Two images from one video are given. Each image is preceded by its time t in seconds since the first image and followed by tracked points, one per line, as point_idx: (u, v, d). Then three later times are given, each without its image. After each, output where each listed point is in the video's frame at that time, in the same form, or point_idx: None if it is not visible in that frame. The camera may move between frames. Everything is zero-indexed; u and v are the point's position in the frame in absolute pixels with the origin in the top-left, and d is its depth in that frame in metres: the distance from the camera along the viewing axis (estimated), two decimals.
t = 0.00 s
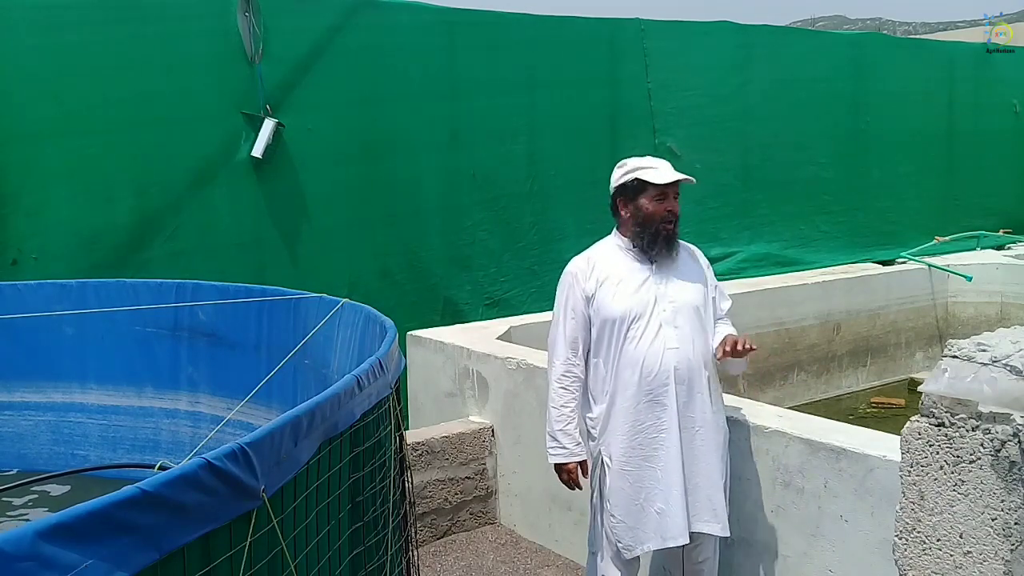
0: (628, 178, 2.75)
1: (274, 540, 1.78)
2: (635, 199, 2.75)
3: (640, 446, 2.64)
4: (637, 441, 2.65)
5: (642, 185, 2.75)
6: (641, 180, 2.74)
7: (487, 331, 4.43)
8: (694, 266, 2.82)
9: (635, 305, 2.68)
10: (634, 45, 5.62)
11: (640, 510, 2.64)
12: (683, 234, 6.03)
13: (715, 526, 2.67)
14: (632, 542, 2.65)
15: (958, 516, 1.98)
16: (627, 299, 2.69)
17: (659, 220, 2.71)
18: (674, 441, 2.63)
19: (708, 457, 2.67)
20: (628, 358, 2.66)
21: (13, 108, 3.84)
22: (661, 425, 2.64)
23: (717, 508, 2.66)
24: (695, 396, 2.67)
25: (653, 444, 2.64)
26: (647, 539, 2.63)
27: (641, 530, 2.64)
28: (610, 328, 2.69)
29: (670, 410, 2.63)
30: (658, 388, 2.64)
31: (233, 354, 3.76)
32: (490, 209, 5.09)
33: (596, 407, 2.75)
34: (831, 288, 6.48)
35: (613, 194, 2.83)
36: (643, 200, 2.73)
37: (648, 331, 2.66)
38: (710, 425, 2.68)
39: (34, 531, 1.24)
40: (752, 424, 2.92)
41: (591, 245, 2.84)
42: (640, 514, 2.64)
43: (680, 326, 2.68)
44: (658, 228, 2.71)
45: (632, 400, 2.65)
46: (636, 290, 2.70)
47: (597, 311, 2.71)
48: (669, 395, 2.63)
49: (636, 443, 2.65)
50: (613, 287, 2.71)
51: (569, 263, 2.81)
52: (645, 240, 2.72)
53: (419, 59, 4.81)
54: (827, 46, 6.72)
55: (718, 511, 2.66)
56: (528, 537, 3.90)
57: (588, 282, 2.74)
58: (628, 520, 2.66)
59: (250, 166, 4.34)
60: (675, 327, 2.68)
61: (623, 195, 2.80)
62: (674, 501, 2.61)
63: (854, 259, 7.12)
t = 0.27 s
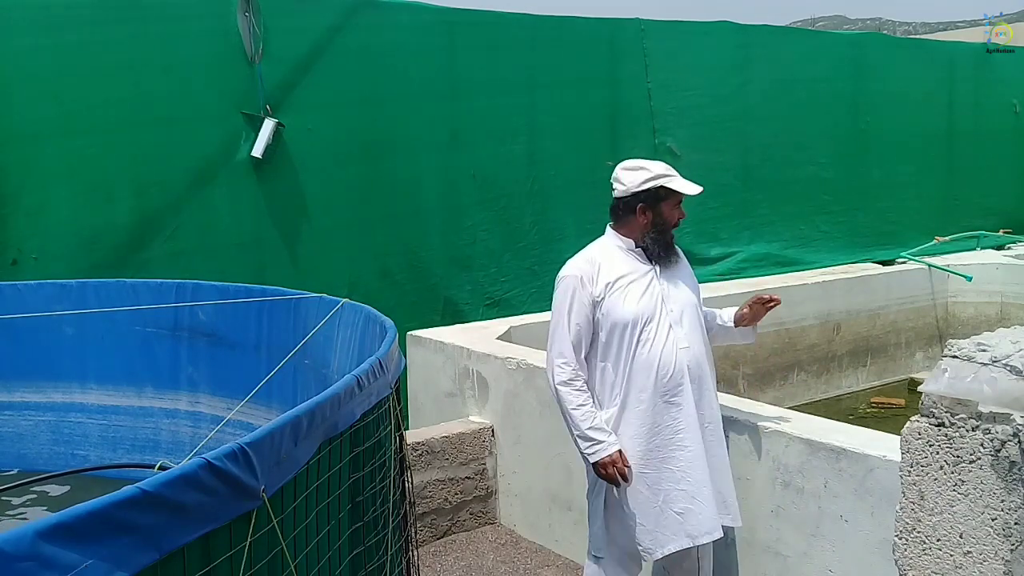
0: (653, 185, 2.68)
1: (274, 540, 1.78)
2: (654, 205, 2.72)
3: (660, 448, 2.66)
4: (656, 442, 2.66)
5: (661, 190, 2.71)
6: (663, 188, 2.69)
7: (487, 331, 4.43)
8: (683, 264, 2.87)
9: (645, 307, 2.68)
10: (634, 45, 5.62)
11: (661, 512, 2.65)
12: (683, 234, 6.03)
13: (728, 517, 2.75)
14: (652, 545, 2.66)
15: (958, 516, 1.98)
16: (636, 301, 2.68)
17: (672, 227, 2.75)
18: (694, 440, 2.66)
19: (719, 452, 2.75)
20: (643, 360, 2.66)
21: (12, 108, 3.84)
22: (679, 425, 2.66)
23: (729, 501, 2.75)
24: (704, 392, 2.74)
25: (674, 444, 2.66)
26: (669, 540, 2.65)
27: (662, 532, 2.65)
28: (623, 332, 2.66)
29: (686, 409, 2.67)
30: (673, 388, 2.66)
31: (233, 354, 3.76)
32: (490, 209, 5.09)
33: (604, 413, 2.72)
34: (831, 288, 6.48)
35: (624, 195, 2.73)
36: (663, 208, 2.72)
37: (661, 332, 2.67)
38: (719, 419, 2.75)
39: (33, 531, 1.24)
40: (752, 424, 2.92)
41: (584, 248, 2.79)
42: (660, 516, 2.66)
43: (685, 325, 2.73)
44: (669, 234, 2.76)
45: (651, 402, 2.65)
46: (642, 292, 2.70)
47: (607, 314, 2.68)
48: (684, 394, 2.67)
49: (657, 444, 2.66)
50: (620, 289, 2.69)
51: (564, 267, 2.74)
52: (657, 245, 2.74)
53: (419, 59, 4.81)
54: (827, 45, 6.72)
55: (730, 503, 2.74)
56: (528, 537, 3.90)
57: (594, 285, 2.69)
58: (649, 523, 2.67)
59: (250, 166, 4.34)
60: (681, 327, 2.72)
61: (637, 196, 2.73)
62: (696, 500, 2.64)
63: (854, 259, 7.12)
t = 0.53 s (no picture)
0: (647, 186, 2.66)
1: (274, 540, 1.78)
2: (649, 206, 2.71)
3: (661, 448, 2.65)
4: (658, 442, 2.65)
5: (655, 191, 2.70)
6: (658, 189, 2.68)
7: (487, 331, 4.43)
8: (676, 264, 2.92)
9: (647, 306, 2.72)
10: (634, 45, 5.62)
11: (657, 510, 2.65)
12: (683, 234, 6.03)
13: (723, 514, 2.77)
14: (648, 544, 2.65)
15: (958, 516, 1.98)
16: (638, 300, 2.71)
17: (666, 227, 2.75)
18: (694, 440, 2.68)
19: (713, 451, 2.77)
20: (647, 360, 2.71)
21: (12, 108, 3.84)
22: (680, 425, 2.67)
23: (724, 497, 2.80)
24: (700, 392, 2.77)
25: (672, 444, 2.66)
26: (664, 538, 2.65)
27: (657, 531, 2.65)
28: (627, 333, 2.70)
29: (688, 409, 2.68)
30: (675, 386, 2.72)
31: (233, 354, 3.76)
32: (490, 209, 5.09)
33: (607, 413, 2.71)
34: (831, 288, 6.48)
35: (619, 196, 2.72)
36: (658, 208, 2.71)
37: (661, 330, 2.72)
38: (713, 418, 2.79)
39: (34, 531, 1.24)
40: (752, 424, 2.93)
41: (582, 248, 2.80)
42: (657, 514, 2.65)
43: (683, 325, 2.79)
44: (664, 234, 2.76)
45: (652, 400, 2.65)
46: (644, 291, 2.73)
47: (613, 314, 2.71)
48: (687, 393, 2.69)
49: (657, 443, 2.65)
50: (625, 287, 2.71)
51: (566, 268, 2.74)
52: (652, 245, 2.75)
53: (419, 59, 4.81)
54: (827, 45, 6.72)
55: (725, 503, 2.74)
56: (528, 537, 3.90)
57: (603, 283, 2.69)
58: (645, 523, 2.65)
59: (250, 166, 4.34)
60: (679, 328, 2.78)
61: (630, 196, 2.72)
62: (694, 497, 2.66)
63: (854, 259, 7.12)
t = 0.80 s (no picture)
0: (629, 182, 2.68)
1: (274, 540, 1.78)
2: (633, 202, 2.72)
3: (660, 445, 2.66)
4: (657, 439, 2.65)
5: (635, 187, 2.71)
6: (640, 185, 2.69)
7: (486, 331, 4.43)
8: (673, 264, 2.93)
9: (649, 304, 2.75)
10: (634, 45, 5.62)
11: (655, 509, 2.64)
12: (683, 234, 6.03)
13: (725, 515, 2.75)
14: (646, 544, 2.64)
15: (958, 516, 1.98)
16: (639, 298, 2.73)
17: (651, 225, 2.71)
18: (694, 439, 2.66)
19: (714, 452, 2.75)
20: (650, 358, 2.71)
21: (12, 108, 3.84)
22: (679, 423, 2.67)
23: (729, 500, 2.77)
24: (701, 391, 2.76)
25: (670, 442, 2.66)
26: (661, 538, 2.64)
27: (656, 530, 2.64)
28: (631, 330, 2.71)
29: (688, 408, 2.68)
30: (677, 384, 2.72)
31: (233, 354, 3.76)
32: (490, 209, 5.09)
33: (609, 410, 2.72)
34: (831, 288, 6.48)
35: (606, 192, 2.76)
36: (641, 205, 2.71)
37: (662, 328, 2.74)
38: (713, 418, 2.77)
39: (33, 531, 1.24)
40: (752, 424, 2.93)
41: (582, 248, 2.80)
42: (655, 514, 2.64)
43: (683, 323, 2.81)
44: (650, 232, 2.72)
45: (652, 397, 2.66)
46: (644, 289, 2.75)
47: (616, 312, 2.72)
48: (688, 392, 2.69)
49: (655, 440, 2.66)
50: (628, 285, 2.73)
51: (569, 268, 2.74)
52: (638, 243, 2.73)
53: (419, 59, 4.81)
54: (827, 45, 6.72)
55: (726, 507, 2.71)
56: (528, 537, 3.90)
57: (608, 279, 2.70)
58: (644, 522, 2.64)
59: (250, 166, 4.34)
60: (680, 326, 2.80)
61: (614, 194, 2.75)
62: (692, 498, 2.64)
63: (854, 259, 7.12)
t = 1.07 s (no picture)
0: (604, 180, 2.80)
1: (274, 540, 1.78)
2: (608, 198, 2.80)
3: (654, 446, 2.65)
4: (651, 440, 2.65)
5: (615, 189, 2.79)
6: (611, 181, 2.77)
7: (486, 331, 4.43)
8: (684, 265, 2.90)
9: (648, 302, 2.73)
10: (634, 45, 5.62)
11: (648, 510, 2.64)
12: (683, 234, 6.03)
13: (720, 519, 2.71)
14: (639, 544, 2.65)
15: (958, 516, 1.98)
16: (639, 296, 2.72)
17: (625, 221, 2.73)
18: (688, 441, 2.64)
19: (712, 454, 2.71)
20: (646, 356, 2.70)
21: (12, 108, 3.84)
22: (675, 424, 2.65)
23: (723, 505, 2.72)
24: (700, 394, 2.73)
25: (665, 443, 2.65)
26: (654, 539, 2.63)
27: (649, 531, 2.64)
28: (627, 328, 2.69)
29: (683, 408, 2.66)
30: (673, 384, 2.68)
31: (232, 354, 3.76)
32: (490, 209, 5.09)
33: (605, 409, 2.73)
34: (831, 288, 6.48)
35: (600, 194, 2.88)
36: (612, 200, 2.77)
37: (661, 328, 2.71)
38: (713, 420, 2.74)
39: (33, 531, 1.24)
40: (752, 424, 2.93)
41: (588, 245, 2.82)
42: (648, 514, 2.64)
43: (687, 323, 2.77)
44: (624, 229, 2.73)
45: (647, 398, 2.66)
46: (645, 288, 2.74)
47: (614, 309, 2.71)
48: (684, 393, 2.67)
49: (649, 441, 2.65)
50: (627, 283, 2.72)
51: (571, 262, 2.76)
52: (616, 242, 2.75)
53: (419, 59, 4.81)
54: (827, 45, 6.72)
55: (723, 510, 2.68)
56: (528, 537, 3.90)
57: (606, 275, 2.71)
58: (637, 522, 2.65)
59: (250, 166, 4.34)
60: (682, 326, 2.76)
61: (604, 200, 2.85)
62: (685, 500, 2.62)
63: (854, 259, 7.12)
